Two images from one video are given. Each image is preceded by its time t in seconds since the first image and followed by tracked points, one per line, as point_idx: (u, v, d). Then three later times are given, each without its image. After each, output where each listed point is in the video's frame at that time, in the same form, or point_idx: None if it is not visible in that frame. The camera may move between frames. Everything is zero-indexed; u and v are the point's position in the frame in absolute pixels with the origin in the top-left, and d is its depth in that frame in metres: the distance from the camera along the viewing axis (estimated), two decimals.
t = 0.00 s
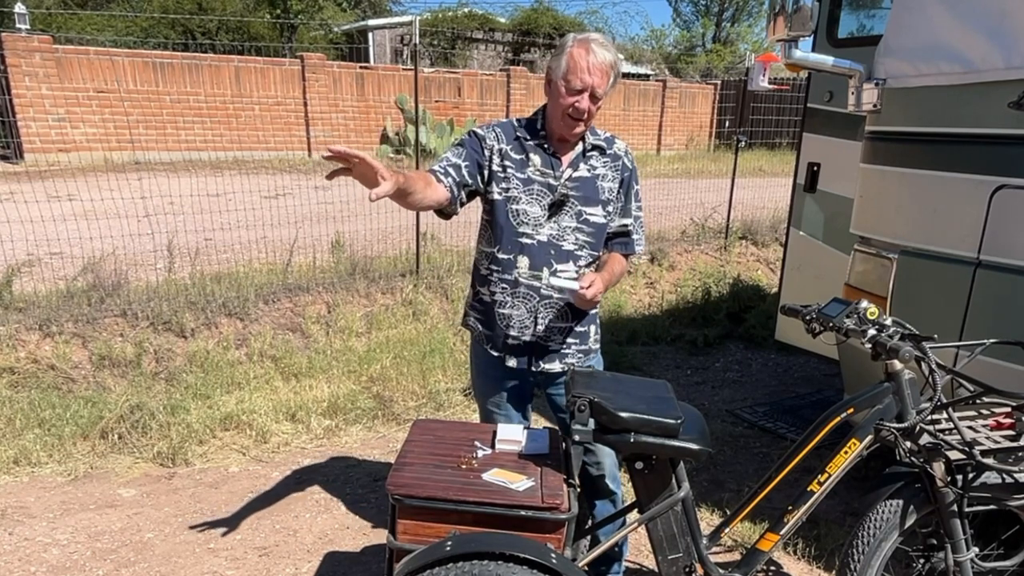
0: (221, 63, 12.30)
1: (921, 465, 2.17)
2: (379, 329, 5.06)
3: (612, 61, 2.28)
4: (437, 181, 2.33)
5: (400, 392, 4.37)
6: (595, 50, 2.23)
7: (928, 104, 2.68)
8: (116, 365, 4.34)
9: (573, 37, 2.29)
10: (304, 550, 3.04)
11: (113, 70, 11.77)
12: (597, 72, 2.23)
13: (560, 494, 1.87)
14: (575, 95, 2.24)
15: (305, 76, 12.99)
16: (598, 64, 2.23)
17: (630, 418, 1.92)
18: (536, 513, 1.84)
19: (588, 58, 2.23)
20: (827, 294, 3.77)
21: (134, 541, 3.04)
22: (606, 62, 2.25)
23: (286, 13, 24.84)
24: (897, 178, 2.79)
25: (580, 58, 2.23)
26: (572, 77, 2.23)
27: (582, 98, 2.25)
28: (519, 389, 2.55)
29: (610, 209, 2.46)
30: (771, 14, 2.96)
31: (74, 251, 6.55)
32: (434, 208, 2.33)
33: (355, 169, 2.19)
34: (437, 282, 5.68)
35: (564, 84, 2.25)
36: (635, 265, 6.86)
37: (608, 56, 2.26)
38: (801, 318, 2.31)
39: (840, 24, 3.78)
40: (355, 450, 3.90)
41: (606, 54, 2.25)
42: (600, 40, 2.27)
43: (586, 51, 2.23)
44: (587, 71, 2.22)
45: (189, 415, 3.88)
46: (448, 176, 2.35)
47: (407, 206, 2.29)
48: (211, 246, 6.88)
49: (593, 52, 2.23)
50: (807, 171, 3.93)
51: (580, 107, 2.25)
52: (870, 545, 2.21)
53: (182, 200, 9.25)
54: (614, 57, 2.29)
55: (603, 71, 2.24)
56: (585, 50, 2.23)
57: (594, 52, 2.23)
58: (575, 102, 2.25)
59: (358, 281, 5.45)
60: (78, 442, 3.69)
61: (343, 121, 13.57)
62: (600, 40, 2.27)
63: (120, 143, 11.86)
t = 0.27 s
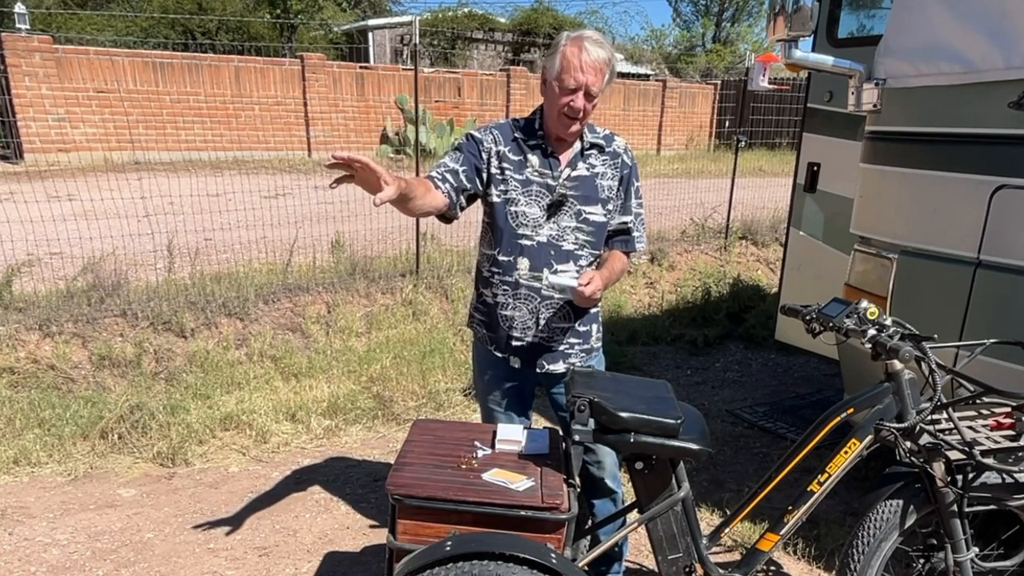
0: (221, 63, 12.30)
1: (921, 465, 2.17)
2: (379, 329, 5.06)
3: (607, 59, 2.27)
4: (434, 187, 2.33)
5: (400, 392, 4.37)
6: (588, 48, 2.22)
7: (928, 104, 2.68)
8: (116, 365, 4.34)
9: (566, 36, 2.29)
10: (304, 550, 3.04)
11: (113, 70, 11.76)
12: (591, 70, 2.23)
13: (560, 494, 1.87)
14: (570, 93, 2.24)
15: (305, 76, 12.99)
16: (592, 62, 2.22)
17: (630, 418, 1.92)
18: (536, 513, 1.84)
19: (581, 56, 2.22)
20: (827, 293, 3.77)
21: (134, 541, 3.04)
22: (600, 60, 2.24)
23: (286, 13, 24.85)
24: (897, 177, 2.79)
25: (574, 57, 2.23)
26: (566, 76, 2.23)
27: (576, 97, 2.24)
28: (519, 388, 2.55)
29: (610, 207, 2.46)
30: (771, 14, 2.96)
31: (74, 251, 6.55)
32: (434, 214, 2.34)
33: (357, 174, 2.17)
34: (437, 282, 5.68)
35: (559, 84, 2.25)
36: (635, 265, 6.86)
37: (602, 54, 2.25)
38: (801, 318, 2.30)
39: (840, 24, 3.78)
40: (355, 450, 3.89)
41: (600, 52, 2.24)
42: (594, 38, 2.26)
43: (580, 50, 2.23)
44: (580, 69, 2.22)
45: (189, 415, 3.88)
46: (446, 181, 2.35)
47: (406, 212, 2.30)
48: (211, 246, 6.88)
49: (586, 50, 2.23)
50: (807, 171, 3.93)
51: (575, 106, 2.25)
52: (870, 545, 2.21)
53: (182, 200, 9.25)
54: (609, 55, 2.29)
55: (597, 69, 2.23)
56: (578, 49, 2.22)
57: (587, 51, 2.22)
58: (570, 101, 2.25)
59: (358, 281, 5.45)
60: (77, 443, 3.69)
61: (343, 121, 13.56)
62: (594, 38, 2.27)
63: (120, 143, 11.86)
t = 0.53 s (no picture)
0: (221, 63, 12.29)
1: (921, 465, 2.16)
2: (379, 329, 5.06)
3: (604, 55, 2.29)
4: (434, 185, 2.32)
5: (400, 392, 4.37)
6: (585, 42, 2.25)
7: (928, 104, 2.68)
8: (116, 365, 4.34)
9: (564, 34, 2.32)
10: (304, 550, 3.04)
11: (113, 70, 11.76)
12: (588, 64, 2.25)
13: (560, 494, 1.87)
14: (567, 86, 2.25)
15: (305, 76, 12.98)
16: (588, 55, 2.25)
17: (630, 418, 1.92)
18: (536, 513, 1.84)
19: (578, 50, 2.25)
20: (827, 293, 3.77)
21: (134, 541, 3.04)
22: (597, 54, 2.26)
23: (286, 13, 24.85)
24: (897, 177, 2.79)
25: (571, 52, 2.25)
26: (563, 70, 2.25)
27: (573, 90, 2.25)
28: (517, 388, 2.55)
29: (610, 208, 2.45)
30: (771, 14, 2.96)
31: (74, 251, 6.55)
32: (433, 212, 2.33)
33: (358, 170, 2.18)
34: (437, 282, 5.68)
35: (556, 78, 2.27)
36: (635, 265, 6.86)
37: (599, 49, 2.28)
38: (801, 318, 2.30)
39: (840, 24, 3.78)
40: (355, 450, 3.89)
41: (597, 47, 2.27)
42: (591, 36, 2.30)
43: (576, 44, 2.25)
44: (577, 62, 2.24)
45: (189, 415, 3.88)
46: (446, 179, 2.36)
47: (405, 209, 2.29)
48: (211, 246, 6.88)
49: (583, 45, 2.25)
50: (807, 171, 3.93)
51: (572, 99, 2.26)
52: (870, 545, 2.21)
53: (182, 200, 9.25)
54: (606, 52, 2.31)
55: (593, 63, 2.26)
56: (575, 43, 2.25)
57: (583, 45, 2.25)
58: (567, 94, 2.26)
59: (358, 281, 5.45)
60: (77, 443, 3.68)
61: (342, 121, 13.56)
62: (591, 35, 2.30)
63: (119, 143, 11.86)
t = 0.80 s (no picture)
0: (221, 63, 12.29)
1: (921, 465, 2.16)
2: (379, 329, 5.06)
3: (603, 57, 2.29)
4: (446, 199, 2.30)
5: (400, 392, 4.37)
6: (584, 44, 2.25)
7: (928, 104, 2.68)
8: (116, 365, 4.34)
9: (563, 36, 2.32)
10: (304, 550, 3.04)
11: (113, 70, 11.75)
12: (586, 65, 2.25)
13: (560, 494, 1.87)
14: (566, 87, 2.25)
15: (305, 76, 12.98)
16: (587, 56, 2.25)
17: (630, 418, 1.92)
18: (536, 513, 1.84)
19: (577, 52, 2.25)
20: (827, 293, 3.77)
21: (134, 541, 3.04)
22: (595, 56, 2.26)
23: (286, 13, 24.86)
24: (897, 177, 2.79)
25: (570, 54, 2.26)
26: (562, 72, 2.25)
27: (573, 91, 2.26)
28: (516, 389, 2.55)
29: (608, 210, 2.44)
30: (771, 14, 2.96)
31: (74, 251, 6.55)
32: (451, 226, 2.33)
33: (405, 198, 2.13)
34: (437, 282, 5.68)
35: (556, 80, 2.27)
36: (635, 265, 6.86)
37: (598, 51, 2.28)
38: (801, 318, 2.30)
39: (840, 24, 3.78)
40: (355, 450, 3.90)
41: (596, 48, 2.27)
42: (590, 37, 2.29)
43: (575, 46, 2.25)
44: (576, 64, 2.24)
45: (188, 415, 3.88)
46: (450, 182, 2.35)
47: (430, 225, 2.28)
48: (211, 246, 6.88)
49: (581, 47, 2.25)
50: (807, 171, 3.93)
51: (571, 99, 2.26)
52: (870, 545, 2.21)
53: (182, 200, 9.26)
54: (606, 53, 2.31)
55: (592, 65, 2.26)
56: (573, 45, 2.25)
57: (582, 46, 2.25)
58: (567, 95, 2.26)
59: (358, 281, 5.45)
60: (77, 443, 3.68)
61: (342, 121, 13.55)
62: (590, 37, 2.30)
63: (119, 143, 11.86)
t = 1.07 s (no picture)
0: (221, 63, 12.29)
1: (920, 465, 2.16)
2: (379, 329, 5.06)
3: (616, 80, 2.25)
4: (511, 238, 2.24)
5: (400, 392, 4.37)
6: (595, 68, 2.20)
7: (928, 104, 2.68)
8: (116, 365, 4.34)
9: (580, 57, 2.27)
10: (304, 550, 3.04)
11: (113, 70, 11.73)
12: (598, 91, 2.20)
13: (560, 494, 1.87)
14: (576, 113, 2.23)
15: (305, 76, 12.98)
16: (599, 82, 2.20)
17: (630, 418, 1.91)
18: (536, 513, 1.84)
19: (587, 77, 2.20)
20: (827, 293, 3.77)
21: (134, 541, 3.04)
22: (608, 80, 2.22)
23: (286, 13, 24.86)
24: (897, 177, 2.79)
25: (580, 78, 2.22)
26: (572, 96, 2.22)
27: (579, 116, 2.22)
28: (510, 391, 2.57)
29: (620, 233, 2.50)
30: (771, 14, 2.96)
31: (73, 251, 6.55)
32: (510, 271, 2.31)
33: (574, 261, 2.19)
34: (437, 282, 5.68)
35: (566, 104, 2.25)
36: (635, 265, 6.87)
37: (612, 74, 2.23)
38: (801, 318, 2.30)
39: (840, 24, 3.78)
40: (355, 450, 3.89)
41: (607, 72, 2.21)
42: (605, 58, 2.24)
43: (587, 70, 2.21)
44: (584, 89, 2.20)
45: (188, 415, 3.88)
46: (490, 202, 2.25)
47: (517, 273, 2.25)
48: (211, 246, 6.89)
49: (593, 70, 2.21)
50: (807, 171, 3.93)
51: (578, 125, 2.23)
52: (870, 545, 2.21)
53: (182, 200, 9.26)
54: (620, 76, 2.26)
55: (605, 90, 2.21)
56: (584, 70, 2.21)
57: (594, 71, 2.20)
58: (574, 120, 2.23)
59: (358, 281, 5.45)
60: (77, 443, 3.68)
61: (342, 121, 13.55)
62: (605, 58, 2.25)
63: (119, 143, 11.86)
